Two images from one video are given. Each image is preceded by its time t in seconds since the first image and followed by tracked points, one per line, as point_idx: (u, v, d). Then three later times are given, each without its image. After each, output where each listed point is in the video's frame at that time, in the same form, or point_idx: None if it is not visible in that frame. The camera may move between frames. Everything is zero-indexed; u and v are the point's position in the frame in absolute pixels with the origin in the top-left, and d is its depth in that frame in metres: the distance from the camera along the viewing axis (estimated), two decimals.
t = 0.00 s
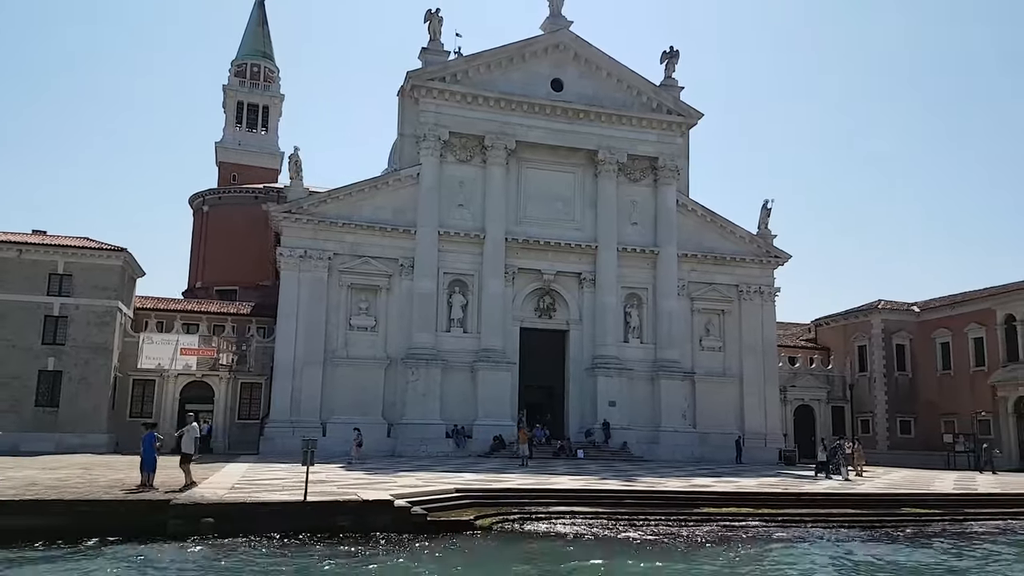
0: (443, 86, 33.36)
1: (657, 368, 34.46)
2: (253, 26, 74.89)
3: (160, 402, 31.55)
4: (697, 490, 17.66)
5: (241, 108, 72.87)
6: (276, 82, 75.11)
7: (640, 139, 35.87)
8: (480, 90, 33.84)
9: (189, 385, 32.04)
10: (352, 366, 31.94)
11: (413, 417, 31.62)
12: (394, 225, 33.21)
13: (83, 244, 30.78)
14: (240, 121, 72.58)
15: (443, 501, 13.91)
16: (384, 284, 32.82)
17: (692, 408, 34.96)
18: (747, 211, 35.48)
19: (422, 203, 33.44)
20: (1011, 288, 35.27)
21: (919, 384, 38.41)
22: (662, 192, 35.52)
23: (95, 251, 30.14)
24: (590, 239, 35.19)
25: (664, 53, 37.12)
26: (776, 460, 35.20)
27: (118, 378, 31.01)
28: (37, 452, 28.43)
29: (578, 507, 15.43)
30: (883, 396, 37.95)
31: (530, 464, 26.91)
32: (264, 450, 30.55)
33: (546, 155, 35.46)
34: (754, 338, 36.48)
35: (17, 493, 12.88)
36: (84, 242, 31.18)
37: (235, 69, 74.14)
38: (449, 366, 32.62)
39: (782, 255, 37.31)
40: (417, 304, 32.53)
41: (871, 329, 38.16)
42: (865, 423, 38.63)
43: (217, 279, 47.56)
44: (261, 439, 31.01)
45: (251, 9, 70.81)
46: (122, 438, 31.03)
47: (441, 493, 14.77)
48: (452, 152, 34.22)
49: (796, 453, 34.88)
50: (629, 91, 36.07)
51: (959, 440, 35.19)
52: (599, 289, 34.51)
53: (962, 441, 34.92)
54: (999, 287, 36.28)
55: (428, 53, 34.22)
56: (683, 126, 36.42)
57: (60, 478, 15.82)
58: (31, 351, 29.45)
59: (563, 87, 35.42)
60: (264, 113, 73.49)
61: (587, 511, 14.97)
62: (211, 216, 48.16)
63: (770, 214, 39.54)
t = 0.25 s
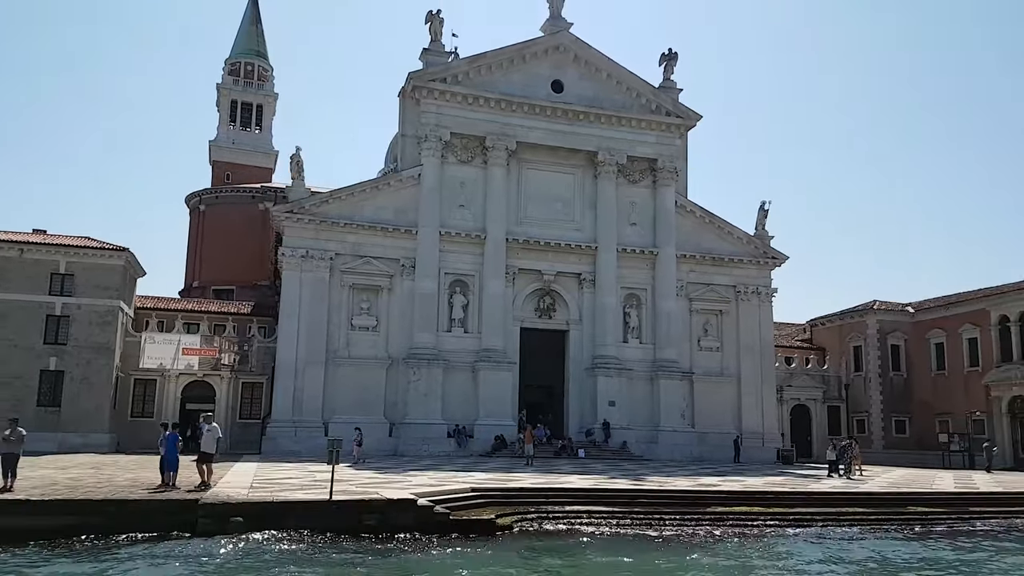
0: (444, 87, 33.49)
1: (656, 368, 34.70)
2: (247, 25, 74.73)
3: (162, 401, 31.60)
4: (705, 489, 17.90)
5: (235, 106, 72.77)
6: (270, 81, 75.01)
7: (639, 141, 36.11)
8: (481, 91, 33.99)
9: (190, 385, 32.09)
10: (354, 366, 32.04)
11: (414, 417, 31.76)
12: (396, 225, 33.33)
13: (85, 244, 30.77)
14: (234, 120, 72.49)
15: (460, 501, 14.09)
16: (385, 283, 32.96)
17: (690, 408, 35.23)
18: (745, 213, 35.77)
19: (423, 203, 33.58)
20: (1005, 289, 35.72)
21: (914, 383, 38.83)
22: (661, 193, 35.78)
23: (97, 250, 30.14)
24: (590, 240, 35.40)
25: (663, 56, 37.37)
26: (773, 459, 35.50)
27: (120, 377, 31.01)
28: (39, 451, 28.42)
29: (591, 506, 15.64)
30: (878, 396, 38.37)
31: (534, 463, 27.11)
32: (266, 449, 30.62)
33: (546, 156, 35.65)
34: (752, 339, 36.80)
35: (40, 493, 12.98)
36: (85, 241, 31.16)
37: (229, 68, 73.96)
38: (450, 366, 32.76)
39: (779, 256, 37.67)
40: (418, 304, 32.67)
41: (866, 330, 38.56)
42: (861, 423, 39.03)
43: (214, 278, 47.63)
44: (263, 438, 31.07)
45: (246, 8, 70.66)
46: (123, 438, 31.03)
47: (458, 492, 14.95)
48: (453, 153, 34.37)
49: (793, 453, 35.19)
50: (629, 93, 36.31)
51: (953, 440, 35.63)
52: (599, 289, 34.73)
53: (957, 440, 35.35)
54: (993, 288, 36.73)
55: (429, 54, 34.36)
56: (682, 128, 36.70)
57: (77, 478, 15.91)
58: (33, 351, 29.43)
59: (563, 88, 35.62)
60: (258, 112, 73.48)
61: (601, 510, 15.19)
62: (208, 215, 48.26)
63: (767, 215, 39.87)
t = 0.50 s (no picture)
0: (446, 88, 33.66)
1: (655, 368, 34.99)
2: (240, 23, 74.57)
3: (163, 402, 31.59)
4: (714, 489, 18.18)
5: (228, 105, 72.65)
6: (263, 79, 74.89)
7: (638, 143, 36.39)
8: (482, 92, 34.18)
9: (192, 385, 32.14)
10: (356, 366, 32.18)
11: (416, 417, 31.93)
12: (397, 225, 33.47)
13: (86, 244, 30.76)
14: (227, 118, 72.37)
15: (481, 500, 14.29)
16: (387, 284, 33.10)
17: (688, 408, 35.55)
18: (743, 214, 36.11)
19: (424, 204, 33.74)
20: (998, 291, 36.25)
21: (908, 384, 39.31)
22: (660, 195, 36.08)
23: (100, 250, 30.14)
24: (589, 241, 35.65)
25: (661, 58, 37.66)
26: (770, 459, 35.85)
27: (122, 377, 31.00)
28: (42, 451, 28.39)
29: (606, 506, 15.87)
30: (873, 396, 38.84)
31: (538, 463, 27.34)
32: (268, 449, 30.68)
33: (546, 158, 35.87)
34: (749, 339, 37.17)
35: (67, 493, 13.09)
36: (87, 241, 31.14)
37: (222, 66, 73.78)
38: (451, 366, 32.94)
39: (776, 257, 38.07)
40: (420, 304, 32.82)
41: (861, 331, 39.01)
42: (855, 422, 39.48)
43: (210, 278, 47.64)
44: (265, 438, 31.13)
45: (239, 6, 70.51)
46: (125, 438, 31.01)
47: (476, 491, 15.15)
48: (454, 154, 34.54)
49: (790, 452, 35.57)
50: (628, 95, 36.58)
51: (947, 439, 36.12)
52: (599, 290, 34.99)
53: (950, 440, 35.85)
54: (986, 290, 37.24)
55: (430, 56, 34.51)
56: (681, 130, 37.03)
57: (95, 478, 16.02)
58: (35, 350, 29.42)
59: (563, 90, 35.85)
60: (251, 111, 73.40)
61: (617, 509, 15.43)
62: (204, 214, 48.31)
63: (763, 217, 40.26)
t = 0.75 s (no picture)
0: (447, 90, 33.81)
1: (654, 368, 35.25)
2: (234, 21, 74.38)
3: (164, 402, 31.58)
4: (722, 488, 18.43)
5: (221, 103, 72.50)
6: (257, 78, 74.76)
7: (637, 144, 36.64)
8: (483, 94, 34.34)
9: (193, 384, 32.16)
10: (358, 366, 32.30)
11: (418, 416, 32.09)
12: (399, 226, 33.60)
13: (88, 243, 30.74)
14: (220, 116, 72.24)
15: (498, 500, 14.49)
16: (388, 284, 33.23)
17: (686, 408, 35.83)
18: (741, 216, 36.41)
19: (426, 204, 33.87)
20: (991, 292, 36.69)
21: (902, 384, 39.74)
22: (659, 196, 36.35)
23: (102, 250, 30.15)
24: (589, 242, 35.88)
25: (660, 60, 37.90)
26: (767, 458, 36.19)
27: (123, 377, 30.98)
28: (43, 451, 28.38)
29: (619, 505, 16.09)
30: (867, 396, 39.26)
31: (541, 463, 27.55)
32: (270, 448, 30.75)
33: (546, 159, 36.07)
34: (746, 340, 37.48)
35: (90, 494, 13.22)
36: (88, 240, 31.13)
37: (216, 64, 73.58)
38: (452, 366, 33.11)
39: (772, 258, 38.42)
40: (421, 305, 32.96)
41: (856, 331, 39.41)
42: (850, 422, 39.90)
43: (207, 277, 47.52)
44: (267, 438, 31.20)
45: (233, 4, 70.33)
46: (126, 437, 30.98)
47: (492, 491, 15.34)
48: (455, 155, 34.70)
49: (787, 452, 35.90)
50: (627, 97, 36.82)
51: (941, 439, 36.56)
52: (598, 290, 35.24)
53: (944, 439, 36.29)
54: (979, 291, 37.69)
55: (432, 57, 34.65)
56: (679, 132, 37.30)
57: (112, 478, 16.13)
58: (37, 350, 29.40)
59: (563, 92, 36.05)
60: (244, 109, 73.28)
61: (630, 509, 15.66)
62: (201, 212, 48.13)
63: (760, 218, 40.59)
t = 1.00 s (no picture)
0: (449, 91, 33.97)
1: (653, 369, 35.55)
2: (227, 19, 74.19)
3: (166, 401, 31.59)
4: (732, 488, 18.71)
5: (214, 101, 72.39)
6: (250, 76, 74.63)
7: (636, 146, 36.92)
8: (484, 95, 34.54)
9: (194, 384, 32.18)
10: (360, 366, 32.45)
11: (419, 416, 32.25)
12: (400, 226, 33.73)
13: (90, 243, 30.71)
14: (214, 115, 72.14)
15: (517, 500, 14.70)
16: (390, 284, 33.37)
17: (685, 407, 36.15)
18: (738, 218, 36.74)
19: (427, 205, 34.03)
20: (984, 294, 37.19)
21: (896, 384, 40.22)
22: (657, 197, 36.65)
23: (104, 249, 30.13)
24: (588, 243, 36.14)
25: (659, 63, 38.17)
26: (764, 457, 36.56)
27: (125, 376, 30.98)
28: (46, 450, 28.37)
29: (634, 505, 16.34)
30: (862, 396, 39.75)
31: (544, 462, 27.78)
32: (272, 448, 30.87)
33: (547, 160, 36.30)
34: (743, 340, 37.84)
35: (117, 494, 13.39)
36: (90, 239, 31.09)
37: (209, 62, 73.42)
38: (454, 366, 33.28)
39: (769, 260, 38.80)
40: (422, 305, 33.12)
41: (850, 332, 39.88)
42: (844, 422, 40.38)
43: (203, 276, 47.47)
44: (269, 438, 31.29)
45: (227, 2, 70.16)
46: (127, 437, 31.00)
47: (511, 490, 15.56)
48: (457, 156, 34.86)
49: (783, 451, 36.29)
50: (626, 99, 37.09)
51: (935, 438, 37.08)
52: (597, 291, 35.51)
53: (938, 439, 36.79)
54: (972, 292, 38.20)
55: (433, 58, 34.79)
56: (678, 134, 37.61)
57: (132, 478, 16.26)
58: (39, 350, 29.34)
59: (563, 93, 36.29)
60: (238, 107, 73.22)
61: (646, 508, 15.91)
62: (198, 211, 48.00)
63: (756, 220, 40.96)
